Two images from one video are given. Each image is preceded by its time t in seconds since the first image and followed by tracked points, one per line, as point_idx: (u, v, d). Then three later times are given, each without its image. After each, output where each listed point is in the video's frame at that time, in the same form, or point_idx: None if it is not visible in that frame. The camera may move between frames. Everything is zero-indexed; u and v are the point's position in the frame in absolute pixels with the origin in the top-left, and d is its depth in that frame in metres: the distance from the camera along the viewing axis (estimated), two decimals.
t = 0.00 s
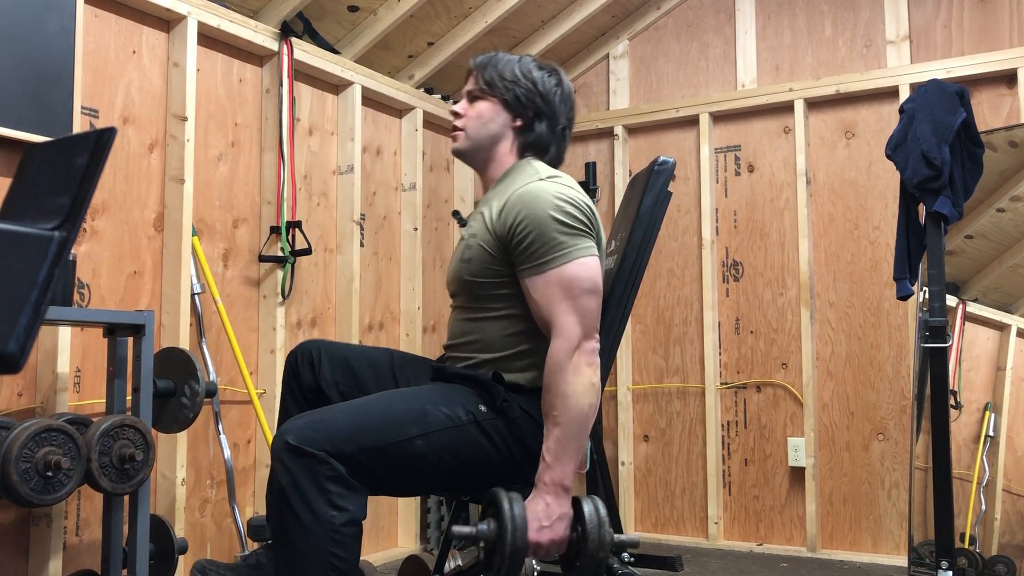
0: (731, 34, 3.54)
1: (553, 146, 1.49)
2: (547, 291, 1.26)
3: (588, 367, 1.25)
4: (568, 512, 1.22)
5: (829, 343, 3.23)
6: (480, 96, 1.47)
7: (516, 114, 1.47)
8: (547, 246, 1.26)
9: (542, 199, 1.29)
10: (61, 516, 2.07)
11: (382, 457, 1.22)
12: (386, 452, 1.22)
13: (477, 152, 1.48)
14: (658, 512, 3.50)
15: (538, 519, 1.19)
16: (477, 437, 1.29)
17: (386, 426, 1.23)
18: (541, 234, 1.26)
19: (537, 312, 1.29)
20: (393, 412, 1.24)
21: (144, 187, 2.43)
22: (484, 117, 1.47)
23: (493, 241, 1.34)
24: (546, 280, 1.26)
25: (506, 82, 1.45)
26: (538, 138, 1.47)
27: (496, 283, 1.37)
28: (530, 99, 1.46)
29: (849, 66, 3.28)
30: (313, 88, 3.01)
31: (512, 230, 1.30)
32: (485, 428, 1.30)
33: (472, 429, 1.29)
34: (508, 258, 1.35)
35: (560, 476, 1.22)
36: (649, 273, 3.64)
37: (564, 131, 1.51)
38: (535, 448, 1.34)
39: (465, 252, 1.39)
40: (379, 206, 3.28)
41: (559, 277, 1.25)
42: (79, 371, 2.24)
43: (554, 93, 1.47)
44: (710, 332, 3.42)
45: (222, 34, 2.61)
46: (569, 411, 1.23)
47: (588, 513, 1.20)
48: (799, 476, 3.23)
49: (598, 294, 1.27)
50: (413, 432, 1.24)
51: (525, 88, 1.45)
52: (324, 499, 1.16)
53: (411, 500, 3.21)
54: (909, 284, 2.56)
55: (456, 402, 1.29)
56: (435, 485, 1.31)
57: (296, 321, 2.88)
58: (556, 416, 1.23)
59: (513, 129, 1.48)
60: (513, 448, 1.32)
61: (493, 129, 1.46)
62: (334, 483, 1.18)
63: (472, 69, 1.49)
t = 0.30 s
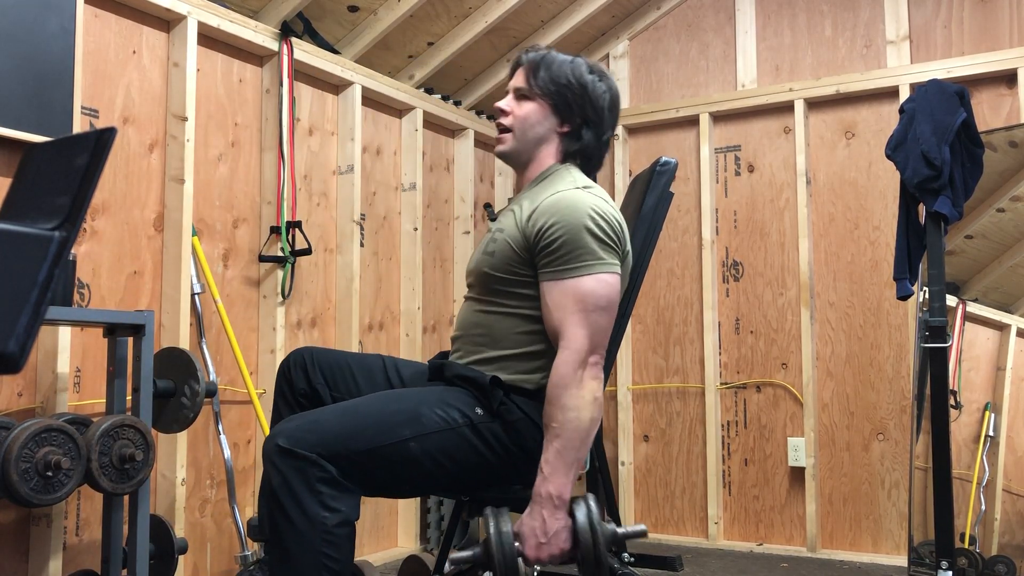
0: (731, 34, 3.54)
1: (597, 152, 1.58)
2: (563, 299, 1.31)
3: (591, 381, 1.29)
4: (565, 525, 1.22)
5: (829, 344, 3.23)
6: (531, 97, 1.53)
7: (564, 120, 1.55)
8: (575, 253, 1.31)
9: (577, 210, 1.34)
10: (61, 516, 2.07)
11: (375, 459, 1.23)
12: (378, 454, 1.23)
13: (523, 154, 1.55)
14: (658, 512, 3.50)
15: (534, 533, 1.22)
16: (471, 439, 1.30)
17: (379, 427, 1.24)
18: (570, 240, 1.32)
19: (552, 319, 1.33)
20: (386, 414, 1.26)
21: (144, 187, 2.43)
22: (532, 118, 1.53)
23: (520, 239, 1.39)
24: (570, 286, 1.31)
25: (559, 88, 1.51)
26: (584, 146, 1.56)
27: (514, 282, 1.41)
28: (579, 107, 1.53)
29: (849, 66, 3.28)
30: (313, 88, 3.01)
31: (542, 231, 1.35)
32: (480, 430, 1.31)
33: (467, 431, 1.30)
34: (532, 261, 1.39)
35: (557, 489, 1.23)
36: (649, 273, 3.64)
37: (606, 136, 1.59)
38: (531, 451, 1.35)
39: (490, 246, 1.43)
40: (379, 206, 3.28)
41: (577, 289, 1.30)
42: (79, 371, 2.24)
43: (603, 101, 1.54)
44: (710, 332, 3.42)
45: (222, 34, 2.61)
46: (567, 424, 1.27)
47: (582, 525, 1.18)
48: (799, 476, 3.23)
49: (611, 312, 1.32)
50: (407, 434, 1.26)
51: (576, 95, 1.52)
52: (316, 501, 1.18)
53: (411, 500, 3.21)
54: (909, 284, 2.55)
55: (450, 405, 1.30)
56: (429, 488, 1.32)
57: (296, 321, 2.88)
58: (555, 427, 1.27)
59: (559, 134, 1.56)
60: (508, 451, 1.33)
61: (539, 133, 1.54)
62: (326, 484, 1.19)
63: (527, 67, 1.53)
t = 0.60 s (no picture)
0: (731, 34, 3.54)
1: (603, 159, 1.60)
2: (568, 294, 1.31)
3: (604, 374, 1.30)
4: (600, 517, 1.25)
5: (829, 344, 3.23)
6: (545, 98, 1.55)
7: (576, 125, 1.56)
8: (577, 245, 1.31)
9: (576, 202, 1.34)
10: (61, 516, 2.07)
11: (377, 412, 1.22)
12: (383, 405, 1.22)
13: (532, 154, 1.55)
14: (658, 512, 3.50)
15: (572, 531, 1.25)
16: (476, 420, 1.29)
17: (391, 380, 1.23)
18: (571, 232, 1.32)
19: (557, 314, 1.33)
20: (398, 370, 1.25)
21: (144, 187, 2.43)
22: (547, 121, 1.55)
23: (521, 235, 1.40)
24: (573, 279, 1.31)
25: (575, 92, 1.54)
26: (594, 153, 1.58)
27: (515, 277, 1.42)
28: (591, 112, 1.56)
29: (849, 66, 3.29)
30: (313, 88, 3.01)
31: (542, 226, 1.35)
32: (486, 418, 1.30)
33: (474, 414, 1.29)
34: (533, 255, 1.39)
35: (586, 483, 1.26)
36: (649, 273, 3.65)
37: (611, 145, 1.63)
38: (532, 452, 1.35)
39: (491, 242, 1.44)
40: (379, 206, 3.28)
41: (580, 282, 1.31)
42: (79, 370, 2.24)
43: (613, 110, 1.59)
44: (710, 332, 3.42)
45: (222, 34, 2.61)
46: (586, 418, 1.27)
47: (616, 517, 1.24)
48: (799, 476, 3.23)
49: (617, 304, 1.32)
50: (416, 395, 1.25)
51: (590, 101, 1.55)
52: (314, 434, 1.16)
53: (412, 500, 3.22)
54: (909, 284, 2.56)
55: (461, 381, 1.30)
56: (421, 469, 1.29)
57: (296, 321, 2.89)
58: (574, 423, 1.28)
59: (570, 138, 1.57)
60: (512, 446, 1.32)
61: (552, 135, 1.55)
62: (326, 420, 1.18)
63: (544, 68, 1.55)
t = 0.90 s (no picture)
0: (731, 34, 3.54)
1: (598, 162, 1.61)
2: (568, 295, 1.31)
3: (608, 372, 1.30)
4: (610, 514, 1.26)
5: (829, 344, 3.23)
6: (549, 105, 1.54)
7: (577, 131, 1.57)
8: (576, 244, 1.31)
9: (573, 202, 1.34)
10: (61, 516, 2.06)
11: (359, 385, 1.26)
12: (365, 380, 1.27)
13: (535, 159, 1.54)
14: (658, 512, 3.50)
15: (582, 528, 1.24)
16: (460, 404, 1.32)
17: (375, 357, 1.28)
18: (569, 232, 1.32)
19: (558, 315, 1.33)
20: (384, 349, 1.30)
21: (144, 187, 2.43)
22: (552, 127, 1.54)
23: (519, 237, 1.40)
24: (574, 279, 1.31)
25: (577, 98, 1.55)
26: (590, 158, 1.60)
27: (514, 278, 1.41)
28: (591, 118, 1.57)
29: (849, 66, 3.28)
30: (313, 88, 3.01)
31: (540, 228, 1.35)
32: (473, 403, 1.32)
33: (458, 398, 1.32)
34: (532, 257, 1.39)
35: (596, 480, 1.26)
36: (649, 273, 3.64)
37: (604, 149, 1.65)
38: (522, 444, 1.35)
39: (489, 244, 1.44)
40: (379, 206, 3.28)
41: (581, 282, 1.30)
42: (79, 370, 2.24)
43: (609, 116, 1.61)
44: (710, 332, 3.41)
45: (222, 34, 2.61)
46: (593, 416, 1.27)
47: (629, 515, 1.23)
48: (799, 476, 3.23)
49: (618, 302, 1.32)
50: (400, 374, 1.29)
51: (591, 107, 1.57)
52: (288, 398, 1.21)
53: (412, 499, 3.22)
54: (909, 284, 2.55)
55: (448, 367, 1.34)
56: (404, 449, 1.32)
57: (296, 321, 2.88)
58: (582, 422, 1.28)
59: (570, 143, 1.58)
60: (500, 432, 1.33)
61: (556, 142, 1.55)
62: (303, 388, 1.23)
63: (546, 74, 1.54)
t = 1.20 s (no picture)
0: (731, 34, 3.54)
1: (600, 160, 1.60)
2: (564, 296, 1.31)
3: (597, 375, 1.30)
4: (583, 518, 1.26)
5: (829, 344, 3.23)
6: (552, 104, 1.54)
7: (579, 127, 1.57)
8: (577, 247, 1.31)
9: (576, 204, 1.34)
10: (61, 516, 2.06)
11: (345, 410, 1.27)
12: (350, 404, 1.27)
13: (543, 159, 1.54)
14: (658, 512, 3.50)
15: (554, 530, 1.25)
16: (450, 414, 1.32)
17: (357, 379, 1.28)
18: (570, 234, 1.31)
19: (554, 315, 1.33)
20: (366, 370, 1.30)
21: (144, 187, 2.43)
22: (555, 126, 1.54)
23: (522, 236, 1.40)
24: (571, 281, 1.31)
25: (578, 95, 1.55)
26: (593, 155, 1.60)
27: (516, 278, 1.42)
28: (593, 113, 1.57)
29: (849, 66, 3.28)
30: (313, 88, 3.01)
31: (543, 228, 1.35)
32: (463, 411, 1.32)
33: (447, 407, 1.32)
34: (533, 257, 1.39)
35: (573, 483, 1.26)
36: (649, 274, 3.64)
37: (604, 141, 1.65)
38: (518, 447, 1.35)
39: (494, 244, 1.44)
40: (379, 206, 3.28)
41: (577, 283, 1.30)
42: (79, 370, 2.24)
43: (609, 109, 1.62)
44: (710, 332, 3.41)
45: (222, 34, 2.61)
46: (577, 418, 1.28)
47: (600, 516, 1.24)
48: (799, 476, 3.23)
49: (613, 307, 1.32)
50: (386, 391, 1.29)
51: (592, 103, 1.57)
52: (275, 437, 1.22)
53: (412, 499, 3.22)
54: (909, 284, 2.55)
55: (435, 377, 1.34)
56: (400, 463, 1.32)
57: (296, 321, 2.88)
58: (565, 423, 1.28)
59: (574, 140, 1.58)
60: (493, 437, 1.34)
61: (562, 140, 1.55)
62: (289, 422, 1.23)
63: (547, 72, 1.53)
